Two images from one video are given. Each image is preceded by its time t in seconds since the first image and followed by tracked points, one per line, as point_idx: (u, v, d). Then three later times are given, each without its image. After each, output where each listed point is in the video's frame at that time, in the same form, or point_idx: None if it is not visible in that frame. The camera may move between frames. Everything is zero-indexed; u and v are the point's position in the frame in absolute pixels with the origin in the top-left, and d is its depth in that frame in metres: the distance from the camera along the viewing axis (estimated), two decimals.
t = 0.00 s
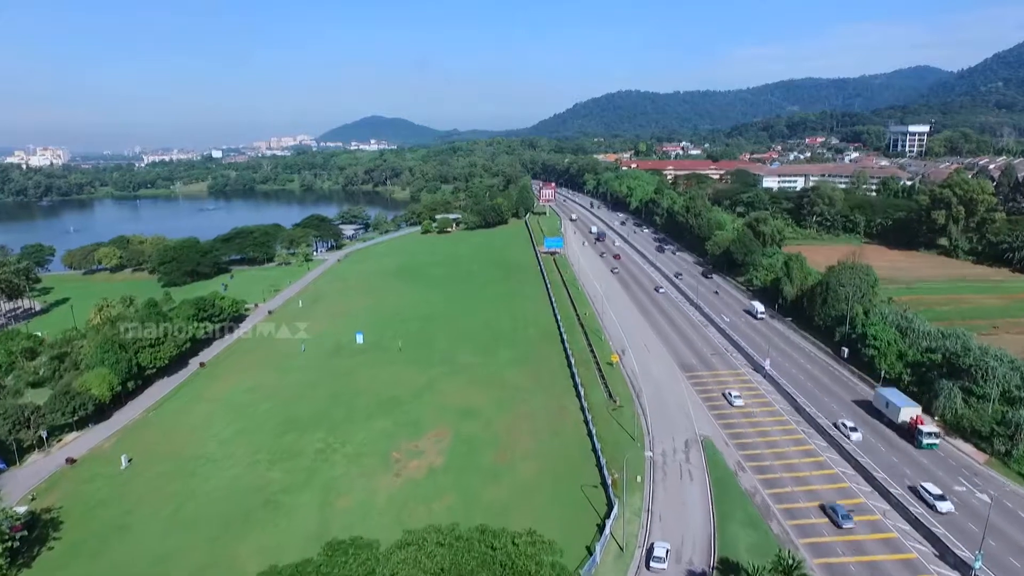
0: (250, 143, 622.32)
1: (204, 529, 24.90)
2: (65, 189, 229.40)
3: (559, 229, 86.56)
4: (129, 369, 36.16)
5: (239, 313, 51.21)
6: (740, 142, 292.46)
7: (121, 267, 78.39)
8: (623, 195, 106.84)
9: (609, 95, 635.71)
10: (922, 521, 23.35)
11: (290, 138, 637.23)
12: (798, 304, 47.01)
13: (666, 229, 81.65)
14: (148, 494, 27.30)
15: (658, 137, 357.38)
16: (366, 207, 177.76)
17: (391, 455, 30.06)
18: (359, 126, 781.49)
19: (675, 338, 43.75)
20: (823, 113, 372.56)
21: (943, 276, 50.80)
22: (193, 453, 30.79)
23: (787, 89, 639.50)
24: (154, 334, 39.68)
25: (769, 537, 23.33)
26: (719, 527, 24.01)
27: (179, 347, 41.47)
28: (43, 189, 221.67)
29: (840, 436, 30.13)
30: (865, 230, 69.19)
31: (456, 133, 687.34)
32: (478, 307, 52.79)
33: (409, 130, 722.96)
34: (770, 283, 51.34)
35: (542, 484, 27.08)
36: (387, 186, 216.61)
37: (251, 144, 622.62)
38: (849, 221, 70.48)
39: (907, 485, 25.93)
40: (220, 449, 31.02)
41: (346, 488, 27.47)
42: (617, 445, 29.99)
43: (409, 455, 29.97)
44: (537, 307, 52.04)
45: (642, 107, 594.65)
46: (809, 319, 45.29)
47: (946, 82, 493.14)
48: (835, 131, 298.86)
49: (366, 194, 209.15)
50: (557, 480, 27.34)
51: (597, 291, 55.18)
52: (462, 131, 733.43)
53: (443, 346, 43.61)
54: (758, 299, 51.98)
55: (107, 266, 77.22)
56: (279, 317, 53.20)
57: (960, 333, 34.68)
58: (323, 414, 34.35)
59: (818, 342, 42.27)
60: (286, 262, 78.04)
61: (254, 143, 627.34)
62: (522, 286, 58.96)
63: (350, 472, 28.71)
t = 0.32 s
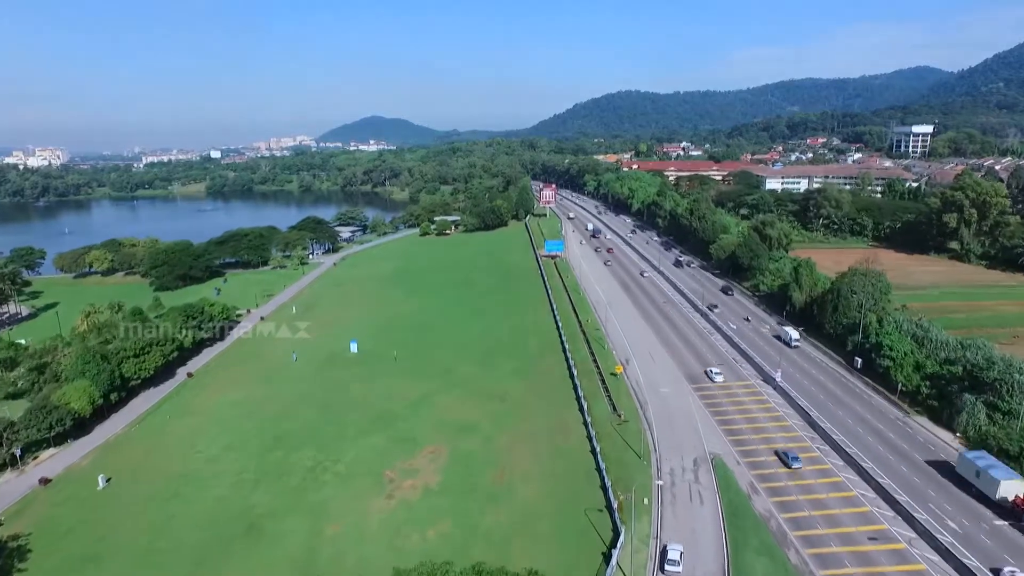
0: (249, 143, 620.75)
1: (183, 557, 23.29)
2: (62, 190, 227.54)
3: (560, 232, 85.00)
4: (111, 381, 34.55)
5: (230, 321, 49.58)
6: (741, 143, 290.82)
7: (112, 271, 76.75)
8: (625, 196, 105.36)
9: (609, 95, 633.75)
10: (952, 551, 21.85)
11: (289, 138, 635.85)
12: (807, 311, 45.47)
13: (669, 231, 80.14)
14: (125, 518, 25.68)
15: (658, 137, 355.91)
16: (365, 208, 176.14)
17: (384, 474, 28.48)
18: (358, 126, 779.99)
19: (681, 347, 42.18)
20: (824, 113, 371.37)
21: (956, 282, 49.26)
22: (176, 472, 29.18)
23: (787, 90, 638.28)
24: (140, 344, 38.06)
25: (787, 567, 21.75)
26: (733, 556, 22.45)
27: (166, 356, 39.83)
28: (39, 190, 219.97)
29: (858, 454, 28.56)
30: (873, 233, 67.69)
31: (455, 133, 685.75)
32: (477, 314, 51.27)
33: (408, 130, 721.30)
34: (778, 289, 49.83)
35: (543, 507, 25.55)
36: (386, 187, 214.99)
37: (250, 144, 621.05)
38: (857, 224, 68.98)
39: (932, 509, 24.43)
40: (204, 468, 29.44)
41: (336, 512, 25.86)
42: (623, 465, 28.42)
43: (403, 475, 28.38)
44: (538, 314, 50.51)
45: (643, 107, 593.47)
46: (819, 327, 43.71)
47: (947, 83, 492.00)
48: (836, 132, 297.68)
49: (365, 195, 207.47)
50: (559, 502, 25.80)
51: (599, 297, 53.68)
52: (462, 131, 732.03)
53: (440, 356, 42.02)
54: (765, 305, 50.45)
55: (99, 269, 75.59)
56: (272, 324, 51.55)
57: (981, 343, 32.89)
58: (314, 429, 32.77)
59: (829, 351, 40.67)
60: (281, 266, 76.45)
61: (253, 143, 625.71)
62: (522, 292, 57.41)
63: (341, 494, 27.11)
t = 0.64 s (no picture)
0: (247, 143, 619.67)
1: None
2: (58, 190, 226.02)
3: (561, 234, 83.44)
4: (90, 395, 32.78)
5: (219, 328, 47.85)
6: (741, 143, 289.38)
7: (103, 274, 75.07)
8: (626, 198, 103.77)
9: (608, 95, 632.24)
10: None
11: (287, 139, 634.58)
12: (818, 318, 43.86)
13: (672, 234, 78.52)
14: (96, 547, 23.92)
15: (658, 138, 354.58)
16: (363, 209, 174.61)
17: (376, 497, 26.77)
18: (358, 127, 778.16)
19: (687, 357, 40.55)
20: (825, 115, 370.19)
21: (972, 288, 47.62)
22: (155, 494, 27.45)
23: (787, 90, 637.23)
24: (122, 355, 36.28)
25: None
26: None
27: (150, 368, 38.15)
28: (35, 190, 218.33)
29: (879, 476, 26.88)
30: (881, 236, 66.06)
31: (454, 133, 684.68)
32: (475, 321, 49.61)
33: (407, 131, 719.95)
34: (787, 295, 48.20)
35: (544, 535, 23.84)
36: (385, 188, 213.23)
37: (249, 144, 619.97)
38: (865, 227, 67.33)
39: (964, 539, 22.76)
40: (184, 489, 27.71)
41: (323, 539, 24.15)
42: (629, 488, 26.72)
43: (396, 498, 26.68)
44: (538, 320, 48.82)
45: (642, 107, 592.03)
46: (830, 335, 42.13)
47: (947, 83, 490.93)
48: (837, 133, 296.40)
49: (363, 196, 205.83)
50: (562, 529, 24.11)
51: (602, 303, 52.05)
52: (461, 132, 730.45)
53: (437, 366, 40.35)
54: (773, 313, 48.86)
55: (89, 273, 73.90)
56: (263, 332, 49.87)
57: (1004, 355, 31.30)
58: (303, 446, 31.08)
59: (842, 362, 39.10)
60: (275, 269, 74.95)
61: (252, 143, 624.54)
62: (522, 297, 55.75)
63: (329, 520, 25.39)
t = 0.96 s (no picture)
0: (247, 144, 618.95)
1: None
2: (55, 191, 224.39)
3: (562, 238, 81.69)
4: (66, 412, 30.91)
5: (208, 337, 46.11)
6: (743, 144, 287.61)
7: (92, 280, 73.11)
8: (627, 200, 102.16)
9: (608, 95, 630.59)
10: None
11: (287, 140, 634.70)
12: (831, 327, 42.04)
13: (675, 238, 76.87)
14: None
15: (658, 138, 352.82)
16: (362, 210, 172.91)
17: (367, 525, 25.04)
18: (357, 127, 776.11)
19: (695, 369, 38.77)
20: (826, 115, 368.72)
21: (989, 296, 45.96)
22: (130, 522, 25.65)
23: (787, 91, 635.89)
24: (102, 368, 34.38)
25: None
26: None
27: (132, 381, 36.33)
28: (32, 191, 216.62)
29: (905, 502, 25.06)
30: (891, 240, 64.51)
31: (454, 134, 684.25)
32: (474, 329, 47.86)
33: (407, 131, 718.51)
34: (797, 303, 46.52)
35: (547, 568, 22.06)
36: (384, 189, 211.28)
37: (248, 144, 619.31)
38: (874, 231, 65.74)
39: None
40: (162, 516, 25.91)
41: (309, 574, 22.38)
42: (637, 516, 24.96)
43: (389, 525, 24.93)
44: (539, 328, 47.07)
45: (642, 108, 590.74)
46: (845, 346, 40.32)
47: (949, 83, 489.50)
48: (839, 133, 294.17)
49: (362, 198, 203.92)
50: (566, 563, 22.31)
51: (605, 311, 50.31)
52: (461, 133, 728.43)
53: (433, 379, 38.57)
54: (783, 321, 47.07)
55: (78, 278, 72.00)
56: (254, 341, 48.15)
57: None
58: (291, 467, 29.30)
59: (858, 374, 37.29)
60: (269, 273, 73.52)
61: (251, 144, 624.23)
62: (522, 303, 53.99)
63: (317, 551, 23.62)
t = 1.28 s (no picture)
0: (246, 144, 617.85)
1: None
2: (51, 192, 222.72)
3: (563, 241, 80.03)
4: (37, 431, 28.95)
5: (196, 346, 44.34)
6: (744, 145, 285.95)
7: (81, 284, 71.13)
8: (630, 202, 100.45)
9: (608, 96, 628.84)
10: None
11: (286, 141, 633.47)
12: (845, 337, 40.29)
13: (679, 241, 75.14)
14: None
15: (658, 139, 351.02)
16: (360, 211, 171.07)
17: (357, 555, 23.26)
18: (357, 127, 773.80)
19: (705, 383, 37.02)
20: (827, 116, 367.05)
21: (1009, 304, 44.26)
22: (101, 552, 23.83)
23: (788, 91, 634.47)
24: (79, 382, 32.42)
25: None
26: None
27: (112, 396, 34.39)
28: (28, 192, 214.95)
29: (937, 533, 23.18)
30: (902, 244, 62.90)
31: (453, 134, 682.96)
32: (473, 338, 46.07)
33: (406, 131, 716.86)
34: (809, 311, 44.77)
35: None
36: (383, 190, 209.29)
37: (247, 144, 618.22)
38: (885, 234, 64.06)
39: None
40: (136, 546, 24.11)
41: None
42: (647, 547, 23.14)
43: (380, 557, 23.14)
44: (541, 337, 45.32)
45: (643, 108, 589.35)
46: (861, 357, 38.53)
47: (950, 83, 488.11)
48: (841, 134, 292.56)
49: (361, 199, 202.07)
50: None
51: (609, 319, 48.62)
52: (462, 133, 726.75)
53: (430, 393, 36.77)
54: (794, 330, 45.31)
55: (66, 282, 70.08)
56: (245, 350, 46.44)
57: None
58: (278, 491, 27.52)
59: (875, 388, 35.49)
60: (263, 278, 71.93)
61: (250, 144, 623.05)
62: (523, 311, 52.21)
63: None
